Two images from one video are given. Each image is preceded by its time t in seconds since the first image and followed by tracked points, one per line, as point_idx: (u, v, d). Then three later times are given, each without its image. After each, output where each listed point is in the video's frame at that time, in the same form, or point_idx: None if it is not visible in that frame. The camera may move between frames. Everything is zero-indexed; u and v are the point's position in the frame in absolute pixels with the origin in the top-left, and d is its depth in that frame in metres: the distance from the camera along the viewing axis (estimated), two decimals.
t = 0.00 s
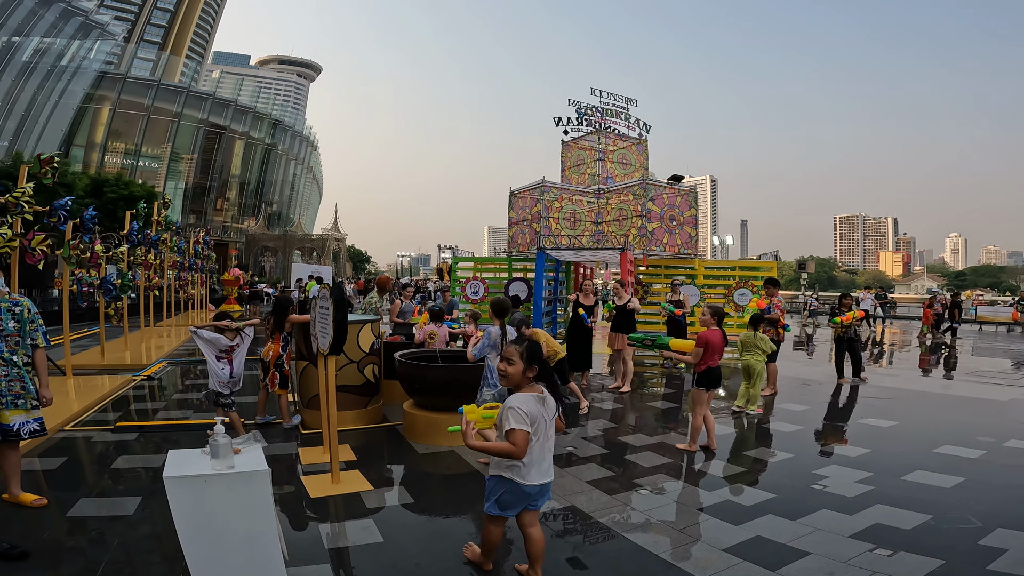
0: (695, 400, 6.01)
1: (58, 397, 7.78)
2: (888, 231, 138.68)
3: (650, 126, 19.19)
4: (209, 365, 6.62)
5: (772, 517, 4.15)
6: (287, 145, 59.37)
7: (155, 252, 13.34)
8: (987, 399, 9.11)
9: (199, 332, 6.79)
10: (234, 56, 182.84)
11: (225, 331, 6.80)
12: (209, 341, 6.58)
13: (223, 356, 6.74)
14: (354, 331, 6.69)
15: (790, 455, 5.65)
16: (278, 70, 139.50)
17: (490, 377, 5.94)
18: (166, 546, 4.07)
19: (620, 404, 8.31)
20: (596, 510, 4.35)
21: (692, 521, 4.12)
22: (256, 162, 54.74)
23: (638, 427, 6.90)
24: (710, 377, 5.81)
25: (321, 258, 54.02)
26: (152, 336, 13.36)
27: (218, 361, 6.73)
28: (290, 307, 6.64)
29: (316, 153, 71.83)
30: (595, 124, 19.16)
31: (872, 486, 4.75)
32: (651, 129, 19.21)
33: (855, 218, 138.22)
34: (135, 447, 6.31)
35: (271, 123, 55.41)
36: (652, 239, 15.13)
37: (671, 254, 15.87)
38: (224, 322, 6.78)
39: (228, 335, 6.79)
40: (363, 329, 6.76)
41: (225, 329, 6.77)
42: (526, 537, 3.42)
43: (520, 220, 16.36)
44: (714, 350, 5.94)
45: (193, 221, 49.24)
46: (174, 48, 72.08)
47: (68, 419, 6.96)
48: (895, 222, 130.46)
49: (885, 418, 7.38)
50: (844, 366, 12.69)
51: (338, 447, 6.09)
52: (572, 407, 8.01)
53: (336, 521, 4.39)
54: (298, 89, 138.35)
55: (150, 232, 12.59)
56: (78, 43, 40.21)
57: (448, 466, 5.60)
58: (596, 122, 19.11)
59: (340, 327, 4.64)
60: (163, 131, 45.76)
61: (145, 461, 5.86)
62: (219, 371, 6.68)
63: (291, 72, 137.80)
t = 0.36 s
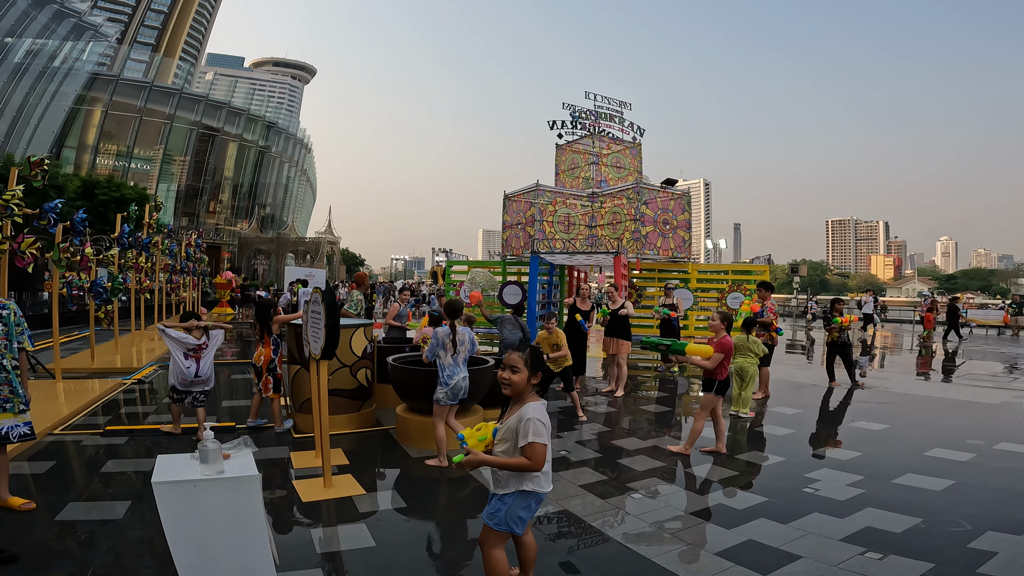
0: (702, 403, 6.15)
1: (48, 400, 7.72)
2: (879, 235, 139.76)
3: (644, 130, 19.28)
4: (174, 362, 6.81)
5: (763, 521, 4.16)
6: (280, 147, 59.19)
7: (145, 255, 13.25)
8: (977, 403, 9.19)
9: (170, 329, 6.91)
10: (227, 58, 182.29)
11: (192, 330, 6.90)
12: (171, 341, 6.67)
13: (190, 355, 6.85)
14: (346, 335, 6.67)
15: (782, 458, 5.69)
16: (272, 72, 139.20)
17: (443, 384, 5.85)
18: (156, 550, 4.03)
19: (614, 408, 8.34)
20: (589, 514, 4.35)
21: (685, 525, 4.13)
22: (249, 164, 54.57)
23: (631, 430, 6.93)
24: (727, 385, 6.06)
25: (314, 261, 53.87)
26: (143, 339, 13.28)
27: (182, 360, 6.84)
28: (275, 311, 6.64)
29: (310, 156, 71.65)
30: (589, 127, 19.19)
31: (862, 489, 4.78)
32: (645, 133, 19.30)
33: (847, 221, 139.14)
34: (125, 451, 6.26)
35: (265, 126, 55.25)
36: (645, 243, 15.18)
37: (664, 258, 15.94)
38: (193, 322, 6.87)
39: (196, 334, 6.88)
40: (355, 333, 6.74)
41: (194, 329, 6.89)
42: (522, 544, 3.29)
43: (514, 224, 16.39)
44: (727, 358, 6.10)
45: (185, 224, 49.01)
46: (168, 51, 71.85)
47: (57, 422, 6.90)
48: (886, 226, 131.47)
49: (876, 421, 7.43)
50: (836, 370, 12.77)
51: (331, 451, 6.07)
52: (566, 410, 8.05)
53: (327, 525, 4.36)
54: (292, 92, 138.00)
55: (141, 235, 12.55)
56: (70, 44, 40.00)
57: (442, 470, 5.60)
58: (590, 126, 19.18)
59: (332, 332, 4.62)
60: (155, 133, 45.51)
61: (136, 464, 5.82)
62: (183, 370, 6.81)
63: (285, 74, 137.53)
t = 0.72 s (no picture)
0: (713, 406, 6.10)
1: (30, 405, 7.61)
2: (863, 237, 141.64)
3: (632, 132, 19.39)
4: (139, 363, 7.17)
5: (749, 522, 4.21)
6: (267, 148, 58.69)
7: (128, 257, 13.07)
8: (958, 403, 9.35)
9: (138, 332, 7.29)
10: (213, 58, 180.79)
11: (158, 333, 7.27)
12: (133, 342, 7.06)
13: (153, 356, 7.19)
14: (334, 338, 6.64)
15: (767, 459, 5.76)
16: (259, 72, 138.10)
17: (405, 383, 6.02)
18: (142, 554, 3.99)
19: (603, 410, 8.40)
20: (577, 516, 4.38)
21: (672, 526, 4.17)
22: (235, 165, 54.05)
23: (619, 432, 6.99)
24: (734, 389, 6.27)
25: (301, 263, 53.50)
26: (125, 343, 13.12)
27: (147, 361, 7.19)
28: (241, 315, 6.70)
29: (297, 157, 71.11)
30: (578, 129, 19.30)
31: (846, 489, 4.85)
32: (633, 135, 19.41)
33: (831, 223, 140.81)
34: (110, 455, 6.19)
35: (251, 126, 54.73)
36: (633, 245, 15.30)
37: (652, 259, 16.03)
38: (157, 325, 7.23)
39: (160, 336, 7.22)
40: (343, 336, 6.72)
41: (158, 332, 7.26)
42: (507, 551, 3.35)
43: (502, 226, 16.41)
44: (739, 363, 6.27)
45: (169, 225, 48.44)
46: (152, 51, 70.98)
47: (39, 427, 6.80)
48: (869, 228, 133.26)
49: (860, 421, 7.54)
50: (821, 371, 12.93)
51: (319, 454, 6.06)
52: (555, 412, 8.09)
53: (316, 529, 4.35)
54: (279, 92, 137.00)
55: (124, 238, 12.41)
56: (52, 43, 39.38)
57: (431, 473, 5.60)
58: (579, 128, 19.25)
59: (319, 336, 4.60)
60: (138, 134, 44.89)
61: (119, 469, 5.74)
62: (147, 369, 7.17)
63: (271, 75, 136.48)
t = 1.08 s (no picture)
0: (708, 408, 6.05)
1: None
2: (834, 237, 144.83)
3: (610, 133, 19.52)
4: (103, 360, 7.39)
5: (725, 520, 4.27)
6: (240, 147, 57.67)
7: (95, 259, 12.71)
8: (925, 399, 9.61)
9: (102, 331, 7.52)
10: (184, 57, 177.24)
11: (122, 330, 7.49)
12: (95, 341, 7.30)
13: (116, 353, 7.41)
14: (309, 341, 6.53)
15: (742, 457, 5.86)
16: (232, 71, 135.81)
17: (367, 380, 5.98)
18: (112, 558, 3.88)
19: (582, 410, 8.45)
20: (557, 516, 4.39)
21: (649, 525, 4.20)
22: (208, 166, 53.04)
23: (598, 432, 7.03)
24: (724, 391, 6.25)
25: (276, 264, 52.72)
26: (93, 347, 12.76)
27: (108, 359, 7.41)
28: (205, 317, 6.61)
29: (272, 157, 70.02)
30: (556, 130, 19.39)
31: (817, 486, 4.95)
32: (610, 137, 19.55)
33: (804, 224, 143.64)
34: (78, 460, 6.01)
35: (225, 126, 53.72)
36: (610, 246, 15.42)
37: (630, 260, 16.16)
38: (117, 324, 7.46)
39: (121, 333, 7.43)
40: (318, 338, 6.62)
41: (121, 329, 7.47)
42: (497, 548, 3.43)
43: (481, 227, 16.39)
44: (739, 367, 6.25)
45: (139, 226, 47.31)
46: (122, 49, 69.33)
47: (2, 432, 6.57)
48: (840, 229, 136.35)
49: (831, 419, 7.70)
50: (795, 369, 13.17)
51: (295, 457, 5.97)
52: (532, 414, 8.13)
53: (292, 532, 4.28)
54: (254, 92, 134.90)
55: (91, 239, 12.07)
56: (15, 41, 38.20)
57: (410, 475, 5.57)
58: (557, 129, 19.32)
59: (292, 340, 4.53)
60: (106, 133, 43.83)
61: (88, 474, 5.58)
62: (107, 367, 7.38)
63: (245, 75, 134.33)
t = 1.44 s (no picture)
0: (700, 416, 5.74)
1: None
2: (804, 240, 148.07)
3: (585, 135, 19.64)
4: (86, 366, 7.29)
5: (696, 516, 4.32)
6: (211, 147, 56.50)
7: (56, 260, 12.30)
8: (890, 397, 9.86)
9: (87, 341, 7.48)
10: (152, 55, 173.17)
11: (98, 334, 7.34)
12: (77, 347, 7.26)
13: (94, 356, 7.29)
14: (278, 341, 6.39)
15: (714, 455, 5.94)
16: (203, 70, 133.08)
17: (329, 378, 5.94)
18: (74, 561, 3.75)
19: (557, 410, 8.46)
20: (530, 515, 4.38)
21: (622, 523, 4.22)
22: (176, 166, 51.83)
23: (573, 431, 7.04)
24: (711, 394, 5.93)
25: (247, 267, 51.73)
26: (54, 350, 12.35)
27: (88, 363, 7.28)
28: (169, 318, 6.46)
29: (244, 158, 68.77)
30: (533, 132, 19.43)
31: (785, 483, 5.03)
32: (586, 138, 19.67)
33: (774, 227, 146.59)
34: (36, 464, 5.80)
35: (195, 126, 52.56)
36: (586, 247, 15.44)
37: (604, 261, 16.26)
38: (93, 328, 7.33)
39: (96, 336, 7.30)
40: (288, 338, 6.49)
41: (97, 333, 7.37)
42: (468, 543, 3.42)
43: (457, 228, 16.33)
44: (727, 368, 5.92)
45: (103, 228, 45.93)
46: (89, 48, 67.51)
47: None
48: (809, 232, 139.53)
49: (800, 416, 7.85)
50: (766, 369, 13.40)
51: (264, 459, 5.85)
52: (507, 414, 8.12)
53: (260, 533, 4.20)
54: (225, 92, 132.39)
55: (52, 240, 11.69)
56: None
57: (384, 475, 5.51)
58: (533, 131, 19.36)
59: (257, 340, 4.45)
60: (70, 132, 42.50)
61: (48, 477, 5.39)
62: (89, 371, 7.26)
63: (216, 74, 131.78)
